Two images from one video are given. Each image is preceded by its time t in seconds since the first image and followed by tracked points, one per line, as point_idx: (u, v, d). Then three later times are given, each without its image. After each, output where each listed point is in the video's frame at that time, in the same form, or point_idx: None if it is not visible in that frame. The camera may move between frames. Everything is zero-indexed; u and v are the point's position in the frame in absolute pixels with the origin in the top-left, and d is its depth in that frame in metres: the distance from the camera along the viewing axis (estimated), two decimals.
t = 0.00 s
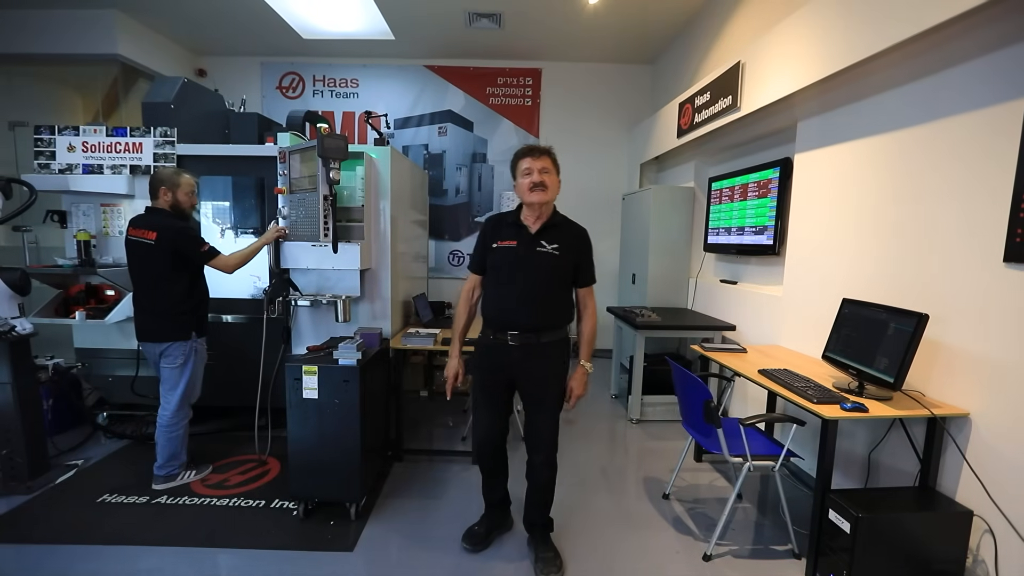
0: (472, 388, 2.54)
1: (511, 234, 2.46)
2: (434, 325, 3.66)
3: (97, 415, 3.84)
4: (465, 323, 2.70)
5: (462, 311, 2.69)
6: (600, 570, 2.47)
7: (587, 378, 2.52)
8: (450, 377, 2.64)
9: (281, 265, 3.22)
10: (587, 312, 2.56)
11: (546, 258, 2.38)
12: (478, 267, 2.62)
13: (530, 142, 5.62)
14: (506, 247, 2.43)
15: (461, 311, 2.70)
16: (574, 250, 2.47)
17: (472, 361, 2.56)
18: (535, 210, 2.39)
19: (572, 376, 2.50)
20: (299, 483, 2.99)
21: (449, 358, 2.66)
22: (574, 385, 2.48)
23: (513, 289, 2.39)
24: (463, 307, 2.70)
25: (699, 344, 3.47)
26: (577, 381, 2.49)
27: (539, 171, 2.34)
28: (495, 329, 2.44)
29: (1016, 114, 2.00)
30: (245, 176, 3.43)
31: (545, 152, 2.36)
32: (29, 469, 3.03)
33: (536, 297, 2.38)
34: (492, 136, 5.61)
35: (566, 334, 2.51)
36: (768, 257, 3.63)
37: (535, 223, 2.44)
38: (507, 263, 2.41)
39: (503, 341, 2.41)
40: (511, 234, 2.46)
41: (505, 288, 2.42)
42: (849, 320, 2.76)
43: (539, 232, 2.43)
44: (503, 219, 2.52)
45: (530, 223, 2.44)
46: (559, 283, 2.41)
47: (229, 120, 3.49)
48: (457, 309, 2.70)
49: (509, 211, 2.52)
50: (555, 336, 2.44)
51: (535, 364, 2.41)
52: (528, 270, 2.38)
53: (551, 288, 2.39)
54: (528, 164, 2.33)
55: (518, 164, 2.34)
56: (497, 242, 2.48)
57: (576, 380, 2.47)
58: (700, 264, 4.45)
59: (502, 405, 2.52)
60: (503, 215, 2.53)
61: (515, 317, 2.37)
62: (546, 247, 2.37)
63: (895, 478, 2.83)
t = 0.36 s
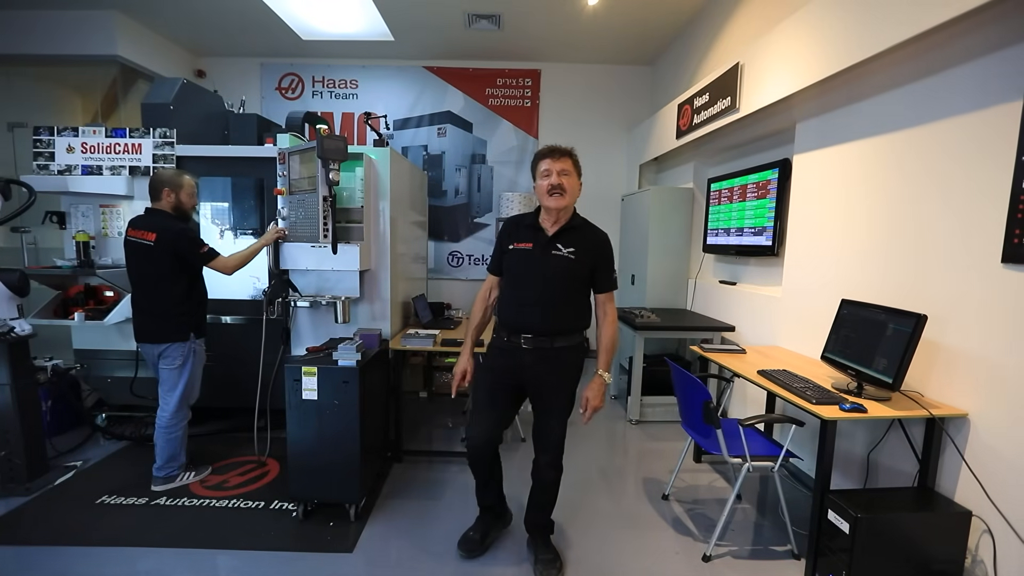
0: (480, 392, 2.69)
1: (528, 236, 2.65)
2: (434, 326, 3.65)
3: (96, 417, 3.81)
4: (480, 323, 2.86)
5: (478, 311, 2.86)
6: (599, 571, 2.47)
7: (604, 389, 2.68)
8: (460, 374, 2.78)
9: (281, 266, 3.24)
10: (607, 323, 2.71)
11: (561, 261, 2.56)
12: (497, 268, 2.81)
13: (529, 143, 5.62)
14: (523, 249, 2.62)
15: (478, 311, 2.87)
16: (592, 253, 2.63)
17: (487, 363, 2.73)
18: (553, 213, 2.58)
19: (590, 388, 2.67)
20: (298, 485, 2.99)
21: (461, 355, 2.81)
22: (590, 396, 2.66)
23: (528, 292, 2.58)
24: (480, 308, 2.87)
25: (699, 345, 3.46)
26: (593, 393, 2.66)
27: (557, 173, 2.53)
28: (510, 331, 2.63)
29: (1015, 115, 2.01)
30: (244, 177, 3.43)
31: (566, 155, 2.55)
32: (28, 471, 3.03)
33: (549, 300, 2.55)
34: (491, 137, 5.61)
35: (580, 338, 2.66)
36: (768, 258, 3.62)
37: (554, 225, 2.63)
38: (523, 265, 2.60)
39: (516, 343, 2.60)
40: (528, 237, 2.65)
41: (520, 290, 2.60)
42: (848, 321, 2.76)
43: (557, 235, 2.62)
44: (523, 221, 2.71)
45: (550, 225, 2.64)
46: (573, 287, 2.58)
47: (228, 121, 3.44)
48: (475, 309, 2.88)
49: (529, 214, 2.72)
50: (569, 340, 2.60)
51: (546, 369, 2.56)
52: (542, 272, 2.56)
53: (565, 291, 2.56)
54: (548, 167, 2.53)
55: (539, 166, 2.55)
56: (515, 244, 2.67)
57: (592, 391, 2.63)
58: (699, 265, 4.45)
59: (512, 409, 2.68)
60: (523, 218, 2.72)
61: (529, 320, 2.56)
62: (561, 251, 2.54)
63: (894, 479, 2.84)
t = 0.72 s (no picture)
0: (486, 393, 2.71)
1: (534, 237, 2.65)
2: (434, 326, 3.63)
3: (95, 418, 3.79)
4: (480, 323, 2.85)
5: (479, 311, 2.85)
6: (599, 571, 2.47)
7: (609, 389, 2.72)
8: (463, 376, 2.76)
9: (280, 267, 3.26)
10: (610, 323, 2.76)
11: (569, 263, 2.57)
12: (498, 268, 2.79)
13: (528, 144, 5.63)
14: (529, 250, 2.62)
15: (478, 311, 2.86)
16: (597, 255, 2.66)
17: (491, 365, 2.75)
18: (559, 214, 2.58)
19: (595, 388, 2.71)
20: (297, 485, 2.99)
21: (462, 357, 2.79)
22: (595, 396, 2.70)
23: (534, 294, 2.58)
24: (479, 308, 2.87)
25: (698, 345, 3.45)
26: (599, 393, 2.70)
27: (564, 172, 2.54)
28: (516, 334, 2.63)
29: (1014, 114, 2.01)
30: (244, 177, 3.43)
31: (571, 155, 2.57)
32: (26, 472, 3.02)
33: (555, 302, 2.56)
34: (490, 137, 5.61)
35: (584, 341, 2.68)
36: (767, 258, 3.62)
37: (558, 225, 2.64)
38: (529, 265, 2.60)
39: (522, 346, 2.60)
40: (534, 238, 2.64)
41: (526, 292, 2.60)
42: (847, 320, 2.77)
43: (563, 236, 2.62)
44: (525, 221, 2.71)
45: (554, 225, 2.64)
46: (580, 289, 2.60)
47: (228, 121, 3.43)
48: (476, 310, 2.86)
49: (532, 213, 2.71)
50: (575, 342, 2.63)
51: (551, 371, 2.60)
52: (549, 274, 2.57)
53: (572, 293, 2.58)
54: (553, 165, 2.53)
55: (544, 165, 2.55)
56: (519, 244, 2.66)
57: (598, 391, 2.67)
58: (698, 265, 4.46)
59: (517, 410, 2.70)
60: (527, 219, 2.72)
61: (535, 322, 2.57)
62: (569, 252, 2.56)
63: (893, 478, 2.84)
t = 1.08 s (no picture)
0: (485, 392, 2.70)
1: (534, 235, 2.63)
2: (434, 325, 3.60)
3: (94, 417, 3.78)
4: (478, 323, 2.85)
5: (477, 311, 2.85)
6: (599, 570, 2.47)
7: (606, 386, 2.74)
8: (461, 377, 2.75)
9: (279, 265, 3.25)
10: (609, 321, 2.78)
11: (569, 261, 2.57)
12: (497, 267, 2.77)
13: (528, 142, 5.62)
14: (530, 249, 2.61)
15: (477, 311, 2.86)
16: (597, 254, 2.65)
17: (490, 364, 2.74)
18: (559, 213, 2.56)
19: (591, 385, 2.73)
20: (296, 484, 2.99)
21: (460, 358, 2.78)
22: (592, 393, 2.71)
23: (534, 293, 2.58)
24: (478, 307, 2.87)
25: (698, 343, 3.45)
26: (596, 390, 2.72)
27: (564, 170, 2.54)
28: (515, 333, 2.63)
29: (1015, 112, 2.00)
30: (244, 175, 3.44)
31: (571, 153, 2.57)
32: (26, 471, 3.02)
33: (555, 300, 2.56)
34: (490, 136, 5.60)
35: (584, 340, 2.68)
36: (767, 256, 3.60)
37: (558, 224, 2.62)
38: (529, 264, 2.60)
39: (522, 345, 2.60)
40: (534, 236, 2.63)
41: (526, 290, 2.60)
42: (848, 319, 2.76)
43: (563, 235, 2.62)
44: (525, 219, 2.69)
45: (555, 223, 2.62)
46: (580, 288, 2.59)
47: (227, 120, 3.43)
48: (474, 309, 2.85)
49: (532, 211, 2.69)
50: (574, 341, 2.64)
51: (551, 370, 2.60)
52: (549, 272, 2.56)
53: (572, 292, 2.58)
54: (554, 163, 2.53)
55: (544, 163, 2.55)
56: (519, 243, 2.65)
57: (594, 388, 2.69)
58: (699, 263, 4.45)
59: (516, 410, 2.69)
60: (526, 217, 2.70)
61: (536, 321, 2.56)
62: (570, 250, 2.55)
63: (893, 477, 2.84)
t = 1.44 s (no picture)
0: (485, 391, 2.70)
1: (533, 234, 2.62)
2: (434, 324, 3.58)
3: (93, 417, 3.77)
4: (479, 323, 2.85)
5: (478, 311, 2.85)
6: (599, 569, 2.46)
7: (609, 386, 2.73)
8: (462, 377, 2.75)
9: (280, 264, 3.30)
10: (610, 321, 2.77)
11: (568, 259, 2.56)
12: (498, 266, 2.77)
13: (528, 141, 5.62)
14: (529, 247, 2.60)
15: (478, 310, 2.86)
16: (597, 252, 2.65)
17: (491, 363, 2.73)
18: (558, 211, 2.56)
19: (595, 385, 2.72)
20: (297, 483, 2.98)
21: (461, 357, 2.78)
22: (596, 394, 2.70)
23: (534, 292, 2.58)
24: (478, 306, 2.87)
25: (698, 342, 3.44)
26: (599, 390, 2.71)
27: (562, 168, 2.53)
28: (516, 332, 2.62)
29: (1016, 110, 1.99)
30: (242, 173, 3.42)
31: (568, 150, 2.56)
32: (26, 470, 3.02)
33: (555, 298, 2.56)
34: (490, 135, 5.59)
35: (584, 339, 2.67)
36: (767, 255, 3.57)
37: (558, 222, 2.62)
38: (529, 263, 2.59)
39: (522, 344, 2.60)
40: (533, 234, 2.62)
41: (526, 289, 2.60)
42: (848, 318, 2.76)
43: (562, 233, 2.61)
44: (524, 217, 2.68)
45: (554, 221, 2.61)
46: (580, 286, 2.59)
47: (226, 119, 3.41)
48: (475, 308, 2.86)
49: (531, 209, 2.69)
50: (575, 340, 2.63)
51: (552, 369, 2.59)
52: (549, 270, 2.56)
53: (572, 291, 2.57)
54: (551, 161, 2.53)
55: (541, 162, 2.55)
56: (518, 241, 2.64)
57: (598, 388, 2.68)
58: (699, 261, 4.45)
59: (517, 409, 2.69)
60: (525, 215, 2.70)
61: (536, 320, 2.56)
62: (569, 248, 2.55)
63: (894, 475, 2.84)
